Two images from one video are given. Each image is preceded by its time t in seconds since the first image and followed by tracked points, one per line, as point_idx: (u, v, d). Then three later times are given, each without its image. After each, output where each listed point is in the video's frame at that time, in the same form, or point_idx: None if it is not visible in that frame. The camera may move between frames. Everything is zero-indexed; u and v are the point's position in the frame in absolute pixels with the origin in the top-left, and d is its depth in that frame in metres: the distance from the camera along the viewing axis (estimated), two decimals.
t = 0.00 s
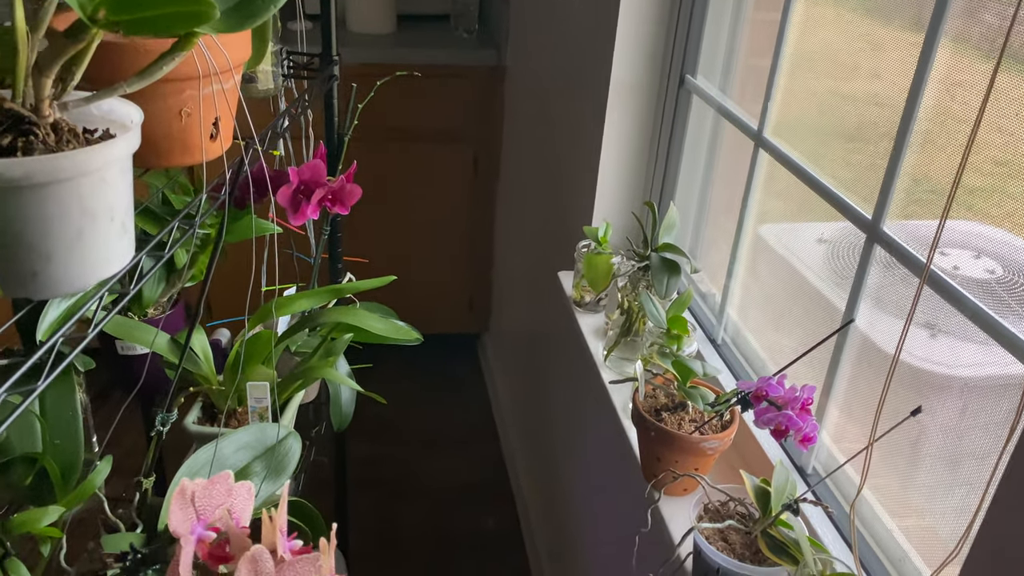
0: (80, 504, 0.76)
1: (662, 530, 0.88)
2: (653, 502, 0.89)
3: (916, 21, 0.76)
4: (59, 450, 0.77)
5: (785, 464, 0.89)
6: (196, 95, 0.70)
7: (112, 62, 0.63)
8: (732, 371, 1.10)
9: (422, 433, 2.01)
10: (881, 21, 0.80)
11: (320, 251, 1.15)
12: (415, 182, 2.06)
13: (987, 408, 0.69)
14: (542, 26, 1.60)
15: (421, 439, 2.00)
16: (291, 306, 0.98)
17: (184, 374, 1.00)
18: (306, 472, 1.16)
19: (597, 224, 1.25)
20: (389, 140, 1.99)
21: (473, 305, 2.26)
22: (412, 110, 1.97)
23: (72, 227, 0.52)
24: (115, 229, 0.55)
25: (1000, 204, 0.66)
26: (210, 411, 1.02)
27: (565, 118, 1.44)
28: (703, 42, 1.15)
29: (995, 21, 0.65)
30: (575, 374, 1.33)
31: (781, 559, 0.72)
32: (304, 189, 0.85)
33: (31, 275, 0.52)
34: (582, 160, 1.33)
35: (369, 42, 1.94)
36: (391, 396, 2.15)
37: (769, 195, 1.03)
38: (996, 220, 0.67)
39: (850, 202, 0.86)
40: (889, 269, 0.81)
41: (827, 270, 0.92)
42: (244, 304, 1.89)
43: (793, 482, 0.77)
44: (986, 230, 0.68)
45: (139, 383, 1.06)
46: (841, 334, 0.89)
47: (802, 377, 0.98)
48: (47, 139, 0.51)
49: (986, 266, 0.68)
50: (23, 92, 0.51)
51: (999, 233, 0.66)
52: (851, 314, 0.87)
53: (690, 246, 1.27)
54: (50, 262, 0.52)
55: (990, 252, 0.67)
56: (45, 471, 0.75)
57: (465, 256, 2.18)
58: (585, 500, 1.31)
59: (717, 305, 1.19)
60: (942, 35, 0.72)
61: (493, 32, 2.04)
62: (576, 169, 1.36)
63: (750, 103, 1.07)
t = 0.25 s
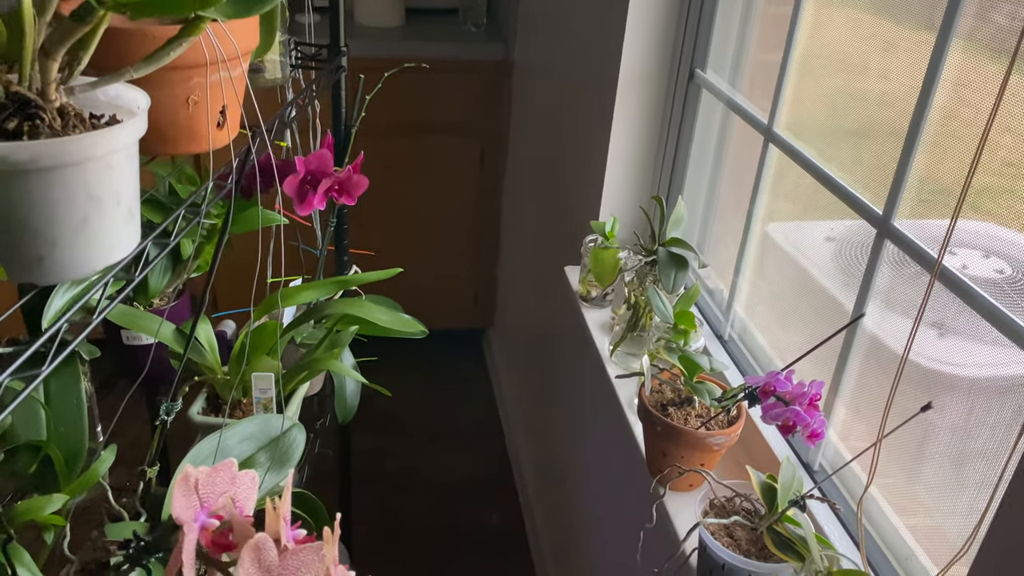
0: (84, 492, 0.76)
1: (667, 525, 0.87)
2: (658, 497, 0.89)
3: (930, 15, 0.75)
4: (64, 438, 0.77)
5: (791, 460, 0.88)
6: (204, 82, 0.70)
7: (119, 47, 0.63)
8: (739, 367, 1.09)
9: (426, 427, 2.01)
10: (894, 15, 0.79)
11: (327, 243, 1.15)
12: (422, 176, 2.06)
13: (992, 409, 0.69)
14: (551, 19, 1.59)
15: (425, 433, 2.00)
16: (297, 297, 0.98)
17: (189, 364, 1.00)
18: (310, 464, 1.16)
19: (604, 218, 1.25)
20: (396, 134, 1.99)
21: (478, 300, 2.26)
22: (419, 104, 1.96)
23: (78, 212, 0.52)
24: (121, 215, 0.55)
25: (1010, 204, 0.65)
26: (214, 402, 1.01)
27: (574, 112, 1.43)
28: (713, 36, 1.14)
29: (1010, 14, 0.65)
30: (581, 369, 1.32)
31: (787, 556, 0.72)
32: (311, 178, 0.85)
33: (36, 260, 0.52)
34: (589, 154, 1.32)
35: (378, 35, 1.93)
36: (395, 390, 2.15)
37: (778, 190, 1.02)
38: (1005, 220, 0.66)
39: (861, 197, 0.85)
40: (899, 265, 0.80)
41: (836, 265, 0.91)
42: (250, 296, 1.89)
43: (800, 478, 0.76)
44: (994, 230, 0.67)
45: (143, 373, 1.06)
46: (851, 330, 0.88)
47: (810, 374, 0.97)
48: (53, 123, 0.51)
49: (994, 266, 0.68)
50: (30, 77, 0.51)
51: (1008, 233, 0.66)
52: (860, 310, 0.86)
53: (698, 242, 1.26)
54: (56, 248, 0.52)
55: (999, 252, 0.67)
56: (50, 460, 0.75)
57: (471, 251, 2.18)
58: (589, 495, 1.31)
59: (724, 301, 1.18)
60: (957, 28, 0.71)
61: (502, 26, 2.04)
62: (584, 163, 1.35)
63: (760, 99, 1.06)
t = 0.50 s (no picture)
0: (90, 480, 0.76)
1: (674, 519, 0.87)
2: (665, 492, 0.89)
3: (945, 9, 0.74)
4: (71, 425, 0.77)
5: (800, 456, 0.88)
6: (215, 70, 0.70)
7: (129, 33, 0.62)
8: (747, 362, 1.08)
9: (431, 422, 2.01)
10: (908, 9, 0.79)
11: (335, 235, 1.15)
12: (430, 170, 2.05)
13: (999, 410, 0.69)
14: (561, 14, 1.59)
15: (430, 427, 2.00)
16: (305, 287, 0.98)
17: (197, 353, 1.00)
18: (317, 455, 1.16)
19: (613, 212, 1.24)
20: (404, 127, 1.99)
21: (485, 295, 2.25)
22: (428, 98, 1.96)
23: (89, 196, 0.51)
24: (131, 199, 0.55)
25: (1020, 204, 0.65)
26: (222, 391, 1.01)
27: (583, 106, 1.42)
28: (725, 30, 1.13)
29: None
30: (588, 362, 1.32)
31: (796, 551, 0.72)
32: (321, 167, 0.85)
33: (47, 243, 0.51)
34: (599, 148, 1.32)
35: (387, 28, 1.93)
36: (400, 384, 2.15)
37: (789, 184, 1.01)
38: (1015, 220, 0.66)
39: (875, 191, 0.85)
40: (912, 260, 0.79)
41: (848, 260, 0.90)
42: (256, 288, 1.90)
43: (809, 474, 0.75)
44: (1004, 230, 0.67)
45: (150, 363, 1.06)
46: (862, 326, 0.87)
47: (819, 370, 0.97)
48: (64, 107, 0.51)
49: (1005, 266, 0.67)
50: (40, 59, 0.50)
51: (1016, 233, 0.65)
52: (872, 305, 0.86)
53: (708, 237, 1.25)
54: (66, 230, 0.52)
55: (1007, 252, 0.67)
56: (57, 446, 0.75)
57: (478, 245, 2.18)
58: (595, 490, 1.30)
59: (733, 297, 1.17)
60: (972, 23, 0.70)
61: (512, 21, 2.03)
62: (593, 157, 1.35)
63: (771, 93, 1.05)
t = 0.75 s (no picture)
0: (99, 469, 0.76)
1: (683, 515, 0.87)
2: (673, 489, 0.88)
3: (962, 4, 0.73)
4: (80, 415, 0.77)
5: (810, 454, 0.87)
6: (227, 59, 0.70)
7: (142, 21, 0.62)
8: (757, 359, 1.08)
9: (438, 417, 2.01)
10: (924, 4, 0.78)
11: (345, 228, 1.15)
12: (439, 165, 2.05)
13: (1010, 412, 0.68)
14: (573, 9, 1.58)
15: (436, 422, 1.99)
16: (315, 280, 0.98)
17: (206, 345, 1.00)
18: (324, 448, 1.16)
19: (623, 208, 1.24)
20: (413, 122, 1.99)
21: (493, 291, 2.25)
22: (437, 93, 1.96)
23: (101, 183, 0.51)
24: (144, 186, 0.55)
25: None
26: (230, 383, 1.01)
27: (594, 102, 1.42)
28: (738, 25, 1.13)
29: None
30: (596, 358, 1.32)
31: (806, 548, 0.71)
32: (332, 159, 0.85)
33: (58, 229, 0.51)
34: (609, 144, 1.31)
35: (399, 23, 1.93)
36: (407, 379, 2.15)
37: (800, 179, 1.01)
38: None
39: (888, 187, 0.84)
40: (925, 256, 0.78)
41: (860, 257, 0.89)
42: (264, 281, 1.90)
43: (819, 471, 0.75)
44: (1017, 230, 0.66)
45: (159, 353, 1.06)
46: (873, 323, 0.86)
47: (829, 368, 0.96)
48: (78, 93, 0.50)
49: (1015, 268, 0.67)
50: (55, 45, 0.50)
51: None
52: (884, 302, 0.85)
53: (718, 234, 1.25)
54: (78, 217, 0.51)
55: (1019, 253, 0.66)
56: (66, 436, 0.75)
57: (487, 242, 2.17)
58: (602, 486, 1.30)
59: (743, 294, 1.17)
60: (990, 18, 0.69)
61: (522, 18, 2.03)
62: (603, 152, 1.34)
63: (784, 89, 1.05)
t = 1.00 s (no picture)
0: (106, 460, 0.76)
1: (690, 513, 0.86)
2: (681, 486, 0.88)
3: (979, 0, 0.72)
4: (87, 406, 0.77)
5: (819, 452, 0.87)
6: (237, 50, 0.69)
7: (152, 9, 0.62)
8: (766, 357, 1.07)
9: (444, 413, 2.01)
10: None
11: (353, 222, 1.14)
12: (448, 162, 2.05)
13: (1022, 414, 0.67)
14: (584, 6, 1.58)
15: (442, 419, 1.99)
16: (323, 273, 0.98)
17: (214, 337, 1.00)
18: (330, 442, 1.16)
19: (633, 205, 1.23)
20: (422, 119, 1.99)
21: (500, 289, 2.25)
22: (446, 89, 1.96)
23: (110, 171, 0.51)
24: (153, 174, 0.55)
25: None
26: (237, 376, 1.01)
27: (604, 98, 1.42)
28: (750, 21, 1.12)
29: None
30: (603, 355, 1.31)
31: (814, 547, 0.70)
32: (341, 152, 0.84)
33: (67, 217, 0.51)
34: (619, 141, 1.31)
35: (409, 19, 1.93)
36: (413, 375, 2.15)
37: (812, 176, 1.00)
38: None
39: (901, 184, 0.83)
40: (939, 254, 0.77)
41: (871, 255, 0.88)
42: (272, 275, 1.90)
43: (828, 469, 0.74)
44: None
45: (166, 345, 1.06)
46: (885, 321, 0.86)
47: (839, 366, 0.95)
48: (88, 80, 0.50)
49: None
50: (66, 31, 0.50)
51: None
52: (897, 299, 0.84)
53: (728, 232, 1.24)
54: (87, 204, 0.51)
55: None
56: (73, 427, 0.75)
57: (495, 239, 2.17)
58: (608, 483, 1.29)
59: (753, 292, 1.16)
60: (1008, 13, 0.68)
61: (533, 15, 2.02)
62: (613, 149, 1.34)
63: (796, 86, 1.04)
